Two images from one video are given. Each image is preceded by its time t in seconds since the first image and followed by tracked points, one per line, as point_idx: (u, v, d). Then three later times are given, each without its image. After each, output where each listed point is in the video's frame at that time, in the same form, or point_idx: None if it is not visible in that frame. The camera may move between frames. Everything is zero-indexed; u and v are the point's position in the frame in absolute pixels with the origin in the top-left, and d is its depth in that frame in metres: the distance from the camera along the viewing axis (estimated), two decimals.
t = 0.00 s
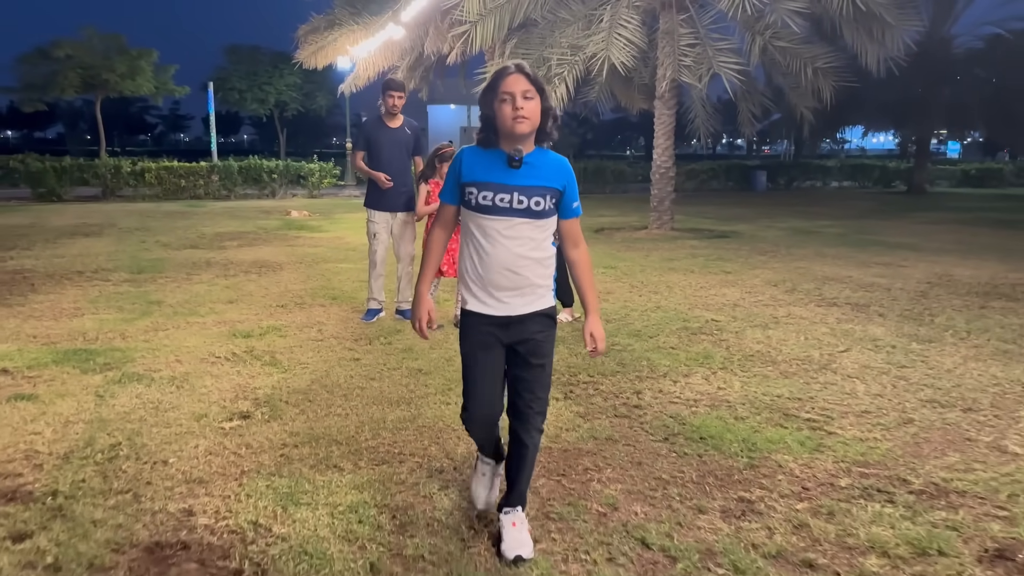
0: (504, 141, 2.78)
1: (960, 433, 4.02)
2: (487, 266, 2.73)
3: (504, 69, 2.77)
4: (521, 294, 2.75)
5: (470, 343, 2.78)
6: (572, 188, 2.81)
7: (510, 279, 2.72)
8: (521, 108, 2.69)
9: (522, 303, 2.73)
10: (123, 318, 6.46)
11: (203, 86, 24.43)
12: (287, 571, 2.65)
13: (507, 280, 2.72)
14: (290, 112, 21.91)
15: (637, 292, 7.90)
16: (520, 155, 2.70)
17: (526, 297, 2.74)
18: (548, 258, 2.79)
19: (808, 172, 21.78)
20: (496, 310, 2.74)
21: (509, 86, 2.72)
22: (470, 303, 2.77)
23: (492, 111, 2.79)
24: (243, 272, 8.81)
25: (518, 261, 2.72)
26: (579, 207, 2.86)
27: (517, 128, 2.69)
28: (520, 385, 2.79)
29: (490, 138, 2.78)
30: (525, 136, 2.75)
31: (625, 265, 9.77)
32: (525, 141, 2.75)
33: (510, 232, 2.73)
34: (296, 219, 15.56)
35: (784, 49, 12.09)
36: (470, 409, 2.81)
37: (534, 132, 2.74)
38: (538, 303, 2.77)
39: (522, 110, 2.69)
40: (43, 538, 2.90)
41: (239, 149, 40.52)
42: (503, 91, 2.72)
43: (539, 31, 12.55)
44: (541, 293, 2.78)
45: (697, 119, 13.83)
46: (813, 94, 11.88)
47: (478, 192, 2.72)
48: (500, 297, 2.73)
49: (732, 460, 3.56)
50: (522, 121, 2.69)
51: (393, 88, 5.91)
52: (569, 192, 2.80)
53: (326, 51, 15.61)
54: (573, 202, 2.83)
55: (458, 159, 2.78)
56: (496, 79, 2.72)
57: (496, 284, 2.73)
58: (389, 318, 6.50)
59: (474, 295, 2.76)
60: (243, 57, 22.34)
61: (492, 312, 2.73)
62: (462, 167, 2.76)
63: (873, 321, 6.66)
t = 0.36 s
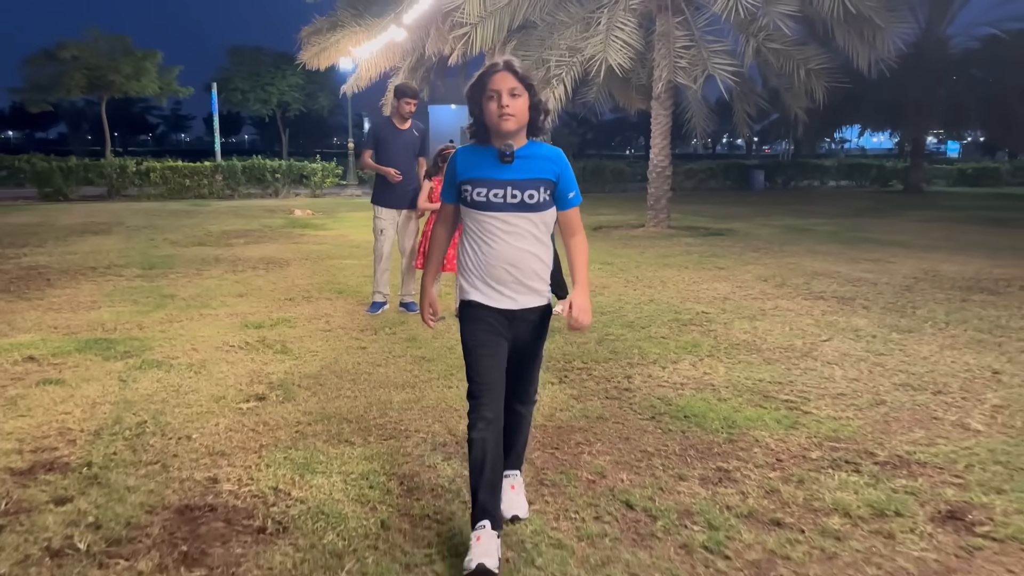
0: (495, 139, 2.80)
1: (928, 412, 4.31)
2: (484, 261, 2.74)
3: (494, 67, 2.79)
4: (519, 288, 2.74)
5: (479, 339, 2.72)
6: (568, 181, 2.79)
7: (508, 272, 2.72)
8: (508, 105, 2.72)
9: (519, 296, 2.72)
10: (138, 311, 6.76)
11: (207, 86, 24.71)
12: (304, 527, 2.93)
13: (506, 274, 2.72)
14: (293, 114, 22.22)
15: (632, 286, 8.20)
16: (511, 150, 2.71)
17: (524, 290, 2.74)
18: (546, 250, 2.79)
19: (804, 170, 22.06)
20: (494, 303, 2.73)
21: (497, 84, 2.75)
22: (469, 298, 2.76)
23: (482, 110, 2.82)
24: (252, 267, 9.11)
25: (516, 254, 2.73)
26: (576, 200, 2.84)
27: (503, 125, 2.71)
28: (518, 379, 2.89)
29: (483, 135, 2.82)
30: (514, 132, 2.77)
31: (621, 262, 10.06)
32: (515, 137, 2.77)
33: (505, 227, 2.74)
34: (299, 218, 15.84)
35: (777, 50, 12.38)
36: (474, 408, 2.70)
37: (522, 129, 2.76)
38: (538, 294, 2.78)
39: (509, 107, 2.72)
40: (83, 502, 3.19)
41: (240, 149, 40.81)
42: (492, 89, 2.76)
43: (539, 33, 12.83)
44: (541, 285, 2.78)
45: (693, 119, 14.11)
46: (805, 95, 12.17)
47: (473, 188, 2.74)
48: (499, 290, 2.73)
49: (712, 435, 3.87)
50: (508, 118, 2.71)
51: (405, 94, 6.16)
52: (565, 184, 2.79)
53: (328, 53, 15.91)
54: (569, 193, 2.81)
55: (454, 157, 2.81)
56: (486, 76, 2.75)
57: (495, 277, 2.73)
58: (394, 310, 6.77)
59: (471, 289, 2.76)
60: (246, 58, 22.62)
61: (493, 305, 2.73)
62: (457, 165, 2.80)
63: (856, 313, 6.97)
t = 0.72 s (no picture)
0: (483, 153, 2.84)
1: (898, 394, 4.61)
2: (479, 279, 2.77)
3: (479, 84, 2.85)
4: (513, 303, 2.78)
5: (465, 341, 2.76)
6: (556, 192, 2.83)
7: (504, 287, 2.75)
8: (493, 120, 2.77)
9: (515, 311, 2.76)
10: (152, 304, 7.06)
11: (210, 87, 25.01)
12: (319, 491, 3.22)
13: (501, 289, 2.75)
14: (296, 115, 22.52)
15: (626, 282, 8.50)
16: (498, 165, 2.75)
17: (521, 303, 2.77)
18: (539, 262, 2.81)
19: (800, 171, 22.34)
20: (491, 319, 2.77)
21: (482, 99, 2.80)
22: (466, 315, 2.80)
23: (469, 125, 2.88)
24: (259, 264, 9.41)
25: (509, 270, 2.75)
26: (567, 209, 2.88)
27: (488, 139, 2.74)
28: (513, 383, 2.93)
29: (470, 152, 2.86)
30: (501, 147, 2.80)
31: (616, 259, 10.36)
32: (503, 151, 2.80)
33: (497, 244, 2.77)
34: (303, 217, 16.14)
35: (770, 53, 12.69)
36: (473, 420, 2.70)
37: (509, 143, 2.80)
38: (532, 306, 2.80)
39: (494, 122, 2.77)
40: (115, 470, 3.48)
41: (242, 150, 41.08)
42: (478, 103, 2.81)
43: (538, 35, 13.12)
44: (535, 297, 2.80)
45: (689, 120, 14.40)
46: (797, 96, 12.47)
47: (464, 209, 2.78)
48: (496, 307, 2.76)
49: (695, 414, 4.17)
50: (493, 132, 2.76)
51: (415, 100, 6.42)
52: (553, 196, 2.82)
53: (330, 55, 16.22)
54: (559, 203, 2.84)
55: (444, 177, 2.85)
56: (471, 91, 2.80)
57: (491, 293, 2.76)
58: (395, 303, 7.07)
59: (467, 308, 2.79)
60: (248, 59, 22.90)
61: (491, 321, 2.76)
62: (447, 186, 2.83)
63: (840, 306, 7.27)
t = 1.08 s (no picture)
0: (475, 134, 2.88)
1: (873, 381, 4.89)
2: (464, 256, 2.81)
3: (469, 66, 2.87)
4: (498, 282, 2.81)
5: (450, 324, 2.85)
6: (548, 174, 2.85)
7: (489, 267, 2.79)
8: (483, 105, 2.81)
9: (497, 292, 2.79)
10: (164, 298, 7.34)
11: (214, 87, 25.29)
12: (330, 465, 3.51)
13: (487, 268, 2.79)
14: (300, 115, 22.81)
15: (622, 277, 8.77)
16: (489, 146, 2.79)
17: (506, 283, 2.80)
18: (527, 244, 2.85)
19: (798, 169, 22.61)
20: (473, 300, 2.81)
21: (472, 83, 2.83)
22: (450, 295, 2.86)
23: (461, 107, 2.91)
24: (266, 260, 9.69)
25: (495, 248, 2.78)
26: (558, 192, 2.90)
27: (478, 124, 2.80)
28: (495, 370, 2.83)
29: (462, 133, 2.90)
30: (492, 130, 2.83)
31: (613, 256, 10.63)
32: (495, 133, 2.84)
33: (486, 221, 2.80)
34: (306, 215, 16.42)
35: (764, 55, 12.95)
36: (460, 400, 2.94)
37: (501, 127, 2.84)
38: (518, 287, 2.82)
39: (484, 106, 2.80)
40: (141, 447, 3.77)
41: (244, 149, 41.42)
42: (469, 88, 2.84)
43: (537, 36, 13.37)
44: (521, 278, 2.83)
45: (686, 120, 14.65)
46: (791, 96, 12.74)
47: (454, 184, 2.81)
48: (481, 287, 2.80)
49: (679, 398, 4.45)
50: (484, 116, 2.80)
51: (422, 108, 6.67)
52: (545, 178, 2.84)
53: (333, 55, 16.45)
54: (551, 185, 2.86)
55: (436, 154, 2.88)
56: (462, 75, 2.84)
57: (477, 272, 2.80)
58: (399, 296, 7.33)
59: (451, 287, 2.85)
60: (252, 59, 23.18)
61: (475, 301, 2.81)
62: (439, 162, 2.86)
63: (826, 300, 7.55)
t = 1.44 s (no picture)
0: (467, 153, 2.80)
1: (851, 368, 5.17)
2: (451, 274, 2.76)
3: (468, 82, 2.81)
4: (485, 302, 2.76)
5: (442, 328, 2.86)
6: (540, 197, 2.79)
7: (477, 287, 2.73)
8: (480, 122, 2.73)
9: (485, 310, 2.72)
10: (177, 291, 7.65)
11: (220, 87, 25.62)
12: (339, 441, 3.79)
13: (475, 288, 2.73)
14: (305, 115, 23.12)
15: (619, 274, 9.06)
16: (483, 166, 2.71)
17: (495, 303, 2.74)
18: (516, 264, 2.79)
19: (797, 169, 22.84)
20: (460, 316, 2.77)
21: (471, 99, 2.77)
22: (441, 311, 2.84)
23: (455, 126, 2.84)
24: (275, 257, 10.02)
25: (482, 269, 2.73)
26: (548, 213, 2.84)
27: (475, 141, 2.71)
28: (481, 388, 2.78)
29: (456, 148, 2.82)
30: (487, 148, 2.76)
31: (612, 254, 10.90)
32: (490, 154, 2.77)
33: (474, 241, 2.74)
34: (311, 214, 16.73)
35: (761, 57, 13.19)
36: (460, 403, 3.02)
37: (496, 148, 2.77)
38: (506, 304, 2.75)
39: (481, 124, 2.73)
40: (163, 425, 4.06)
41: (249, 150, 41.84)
42: (467, 104, 2.78)
43: (539, 39, 13.65)
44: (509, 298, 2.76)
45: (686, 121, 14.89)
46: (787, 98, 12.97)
47: (443, 203, 2.75)
48: (469, 305, 2.74)
49: (667, 384, 4.74)
50: (480, 133, 2.72)
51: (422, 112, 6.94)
52: (536, 201, 2.78)
53: (339, 56, 16.78)
54: (542, 208, 2.81)
55: (427, 168, 2.80)
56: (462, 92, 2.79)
57: (464, 292, 2.75)
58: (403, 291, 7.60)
59: (442, 301, 2.82)
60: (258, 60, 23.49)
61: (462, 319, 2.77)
62: (429, 177, 2.79)
63: (815, 295, 7.82)
